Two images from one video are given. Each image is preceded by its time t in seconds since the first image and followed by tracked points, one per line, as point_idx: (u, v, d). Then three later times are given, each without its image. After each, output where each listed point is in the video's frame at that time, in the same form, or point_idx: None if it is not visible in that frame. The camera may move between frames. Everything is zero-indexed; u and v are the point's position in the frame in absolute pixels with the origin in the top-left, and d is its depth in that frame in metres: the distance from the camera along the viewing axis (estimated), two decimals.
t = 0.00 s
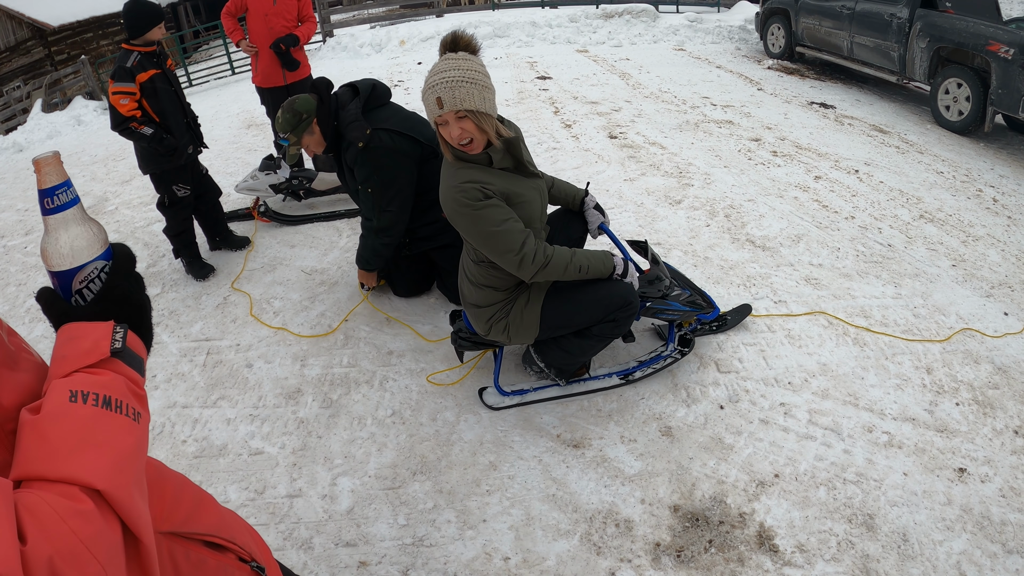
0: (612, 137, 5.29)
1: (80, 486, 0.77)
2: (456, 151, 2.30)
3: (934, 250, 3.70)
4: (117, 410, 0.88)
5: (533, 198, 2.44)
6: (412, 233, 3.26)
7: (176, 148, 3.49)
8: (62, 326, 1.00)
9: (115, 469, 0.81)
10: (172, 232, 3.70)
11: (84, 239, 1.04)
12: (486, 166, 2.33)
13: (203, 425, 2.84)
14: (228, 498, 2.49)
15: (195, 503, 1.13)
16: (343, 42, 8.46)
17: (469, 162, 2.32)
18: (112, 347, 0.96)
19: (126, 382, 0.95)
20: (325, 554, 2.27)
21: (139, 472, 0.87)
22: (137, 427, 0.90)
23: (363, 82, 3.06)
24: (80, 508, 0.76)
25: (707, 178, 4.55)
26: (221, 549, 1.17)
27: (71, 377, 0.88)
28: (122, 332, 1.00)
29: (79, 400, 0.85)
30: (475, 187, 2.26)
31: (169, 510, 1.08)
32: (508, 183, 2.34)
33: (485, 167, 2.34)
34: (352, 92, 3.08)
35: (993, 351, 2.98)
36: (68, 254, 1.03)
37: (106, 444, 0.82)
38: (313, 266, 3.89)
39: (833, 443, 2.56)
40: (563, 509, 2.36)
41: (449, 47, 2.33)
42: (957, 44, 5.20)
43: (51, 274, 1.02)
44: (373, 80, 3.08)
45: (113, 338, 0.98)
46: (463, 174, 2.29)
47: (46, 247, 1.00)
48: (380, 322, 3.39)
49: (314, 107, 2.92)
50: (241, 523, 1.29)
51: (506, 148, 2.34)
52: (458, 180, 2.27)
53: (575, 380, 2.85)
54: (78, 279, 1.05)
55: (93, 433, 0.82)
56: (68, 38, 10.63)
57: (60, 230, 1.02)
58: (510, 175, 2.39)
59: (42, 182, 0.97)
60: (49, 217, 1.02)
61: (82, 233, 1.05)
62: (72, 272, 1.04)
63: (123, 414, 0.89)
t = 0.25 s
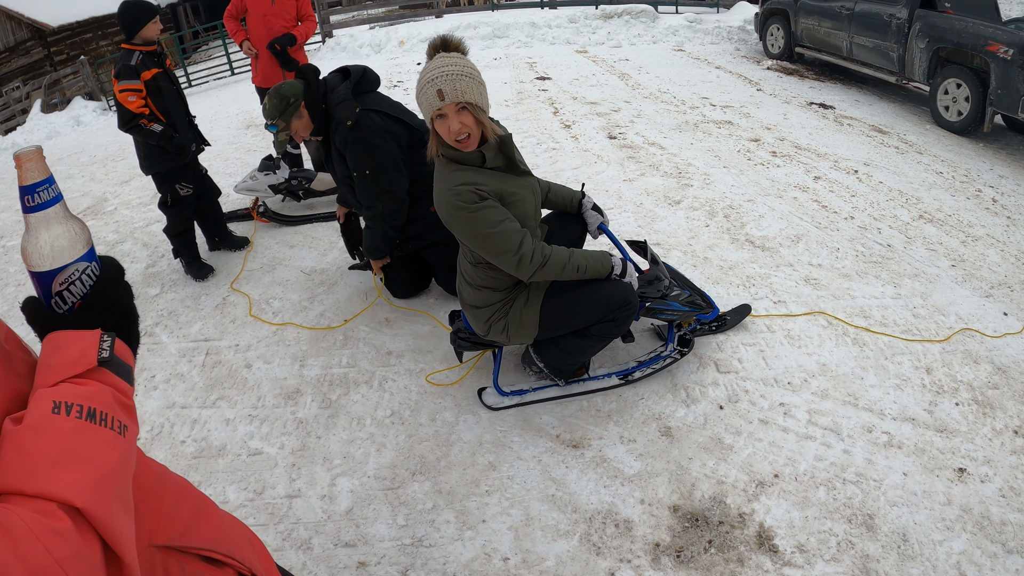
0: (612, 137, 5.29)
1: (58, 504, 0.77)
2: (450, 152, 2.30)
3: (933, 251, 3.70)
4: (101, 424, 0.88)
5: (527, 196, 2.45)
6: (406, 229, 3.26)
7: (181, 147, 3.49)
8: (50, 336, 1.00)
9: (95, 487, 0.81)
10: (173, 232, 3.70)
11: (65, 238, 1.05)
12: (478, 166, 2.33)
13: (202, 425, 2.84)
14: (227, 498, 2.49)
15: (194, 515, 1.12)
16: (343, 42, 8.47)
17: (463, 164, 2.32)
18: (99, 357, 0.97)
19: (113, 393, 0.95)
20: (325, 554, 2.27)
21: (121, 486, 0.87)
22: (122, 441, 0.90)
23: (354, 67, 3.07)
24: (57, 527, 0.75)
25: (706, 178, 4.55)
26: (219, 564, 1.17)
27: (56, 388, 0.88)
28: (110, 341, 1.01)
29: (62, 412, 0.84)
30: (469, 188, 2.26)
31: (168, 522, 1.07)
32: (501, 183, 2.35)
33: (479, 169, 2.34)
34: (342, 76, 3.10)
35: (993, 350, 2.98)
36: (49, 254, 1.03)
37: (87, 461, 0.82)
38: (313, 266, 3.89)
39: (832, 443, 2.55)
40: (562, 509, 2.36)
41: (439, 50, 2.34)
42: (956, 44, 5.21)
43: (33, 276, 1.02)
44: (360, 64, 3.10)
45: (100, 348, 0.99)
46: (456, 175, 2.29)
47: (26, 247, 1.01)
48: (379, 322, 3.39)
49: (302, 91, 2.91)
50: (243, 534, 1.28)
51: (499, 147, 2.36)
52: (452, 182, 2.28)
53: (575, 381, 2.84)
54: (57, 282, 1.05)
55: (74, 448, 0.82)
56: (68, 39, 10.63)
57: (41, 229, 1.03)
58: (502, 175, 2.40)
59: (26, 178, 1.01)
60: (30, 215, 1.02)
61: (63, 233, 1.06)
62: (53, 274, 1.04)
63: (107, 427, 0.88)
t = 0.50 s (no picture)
0: (611, 137, 5.29)
1: (64, 491, 0.77)
2: (449, 150, 2.30)
3: (933, 251, 3.70)
4: (103, 415, 0.88)
5: (525, 194, 2.46)
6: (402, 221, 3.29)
7: (179, 146, 3.49)
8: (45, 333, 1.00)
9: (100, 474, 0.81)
10: (172, 231, 3.69)
11: (54, 238, 1.06)
12: (478, 163, 2.34)
13: (202, 425, 2.83)
14: (227, 498, 2.48)
15: (195, 517, 1.12)
16: (342, 43, 8.46)
17: (462, 162, 2.32)
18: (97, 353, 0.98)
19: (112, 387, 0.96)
20: (325, 554, 2.27)
21: (124, 476, 0.87)
22: (123, 432, 0.90)
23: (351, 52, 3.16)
24: (63, 513, 0.76)
25: (706, 178, 4.55)
26: (223, 564, 1.16)
27: (55, 382, 0.88)
28: (107, 338, 1.02)
29: (64, 404, 0.85)
30: (469, 186, 2.26)
31: (168, 523, 1.07)
32: (501, 180, 2.37)
33: (479, 167, 2.35)
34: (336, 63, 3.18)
35: (993, 350, 2.99)
36: (38, 253, 1.04)
37: (91, 449, 0.83)
38: (312, 266, 3.88)
39: (833, 443, 2.55)
40: (563, 509, 2.36)
41: (440, 50, 2.36)
42: (956, 44, 5.21)
43: (19, 276, 1.02)
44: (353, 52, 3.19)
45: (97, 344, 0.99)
46: (457, 173, 2.29)
47: (14, 246, 1.00)
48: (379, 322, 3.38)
49: (301, 73, 2.88)
50: (246, 536, 1.27)
51: (498, 145, 2.38)
52: (452, 180, 2.28)
53: (575, 380, 2.85)
54: (48, 280, 1.06)
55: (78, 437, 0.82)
56: (67, 39, 10.62)
57: (30, 229, 1.04)
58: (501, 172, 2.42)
59: (14, 176, 0.99)
60: (19, 213, 1.02)
61: (52, 232, 1.06)
62: (43, 273, 1.05)
63: (108, 418, 0.89)
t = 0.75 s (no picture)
0: (611, 138, 5.30)
1: (73, 474, 0.79)
2: (455, 146, 2.31)
3: (933, 251, 3.71)
4: (107, 401, 0.90)
5: (528, 192, 2.46)
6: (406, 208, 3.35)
7: (176, 147, 3.50)
8: (46, 327, 1.01)
9: (107, 458, 0.83)
10: (171, 231, 3.70)
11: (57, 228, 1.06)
12: (482, 160, 2.35)
13: (202, 425, 2.83)
14: (227, 497, 2.49)
15: (197, 506, 1.12)
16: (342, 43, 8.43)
17: (467, 159, 2.33)
18: (100, 338, 0.98)
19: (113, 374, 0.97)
20: (325, 553, 2.27)
21: (130, 461, 0.88)
22: (126, 418, 0.92)
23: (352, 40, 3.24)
24: (73, 495, 0.77)
25: (706, 178, 4.56)
26: (225, 553, 1.16)
27: (58, 370, 0.89)
28: (108, 325, 1.02)
29: (69, 391, 0.86)
30: (474, 183, 2.27)
31: (172, 513, 1.07)
32: (504, 178, 2.37)
33: (482, 164, 2.35)
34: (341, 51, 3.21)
35: (992, 350, 2.99)
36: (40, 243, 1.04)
37: (97, 434, 0.84)
38: (312, 266, 3.88)
39: (833, 443, 2.56)
40: (563, 508, 2.36)
41: (449, 47, 2.37)
42: (956, 45, 5.21)
43: (24, 265, 1.02)
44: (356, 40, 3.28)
45: (99, 330, 1.00)
46: (461, 169, 2.30)
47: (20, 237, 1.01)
48: (379, 322, 3.38)
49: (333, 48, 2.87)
50: (247, 527, 1.27)
51: (503, 143, 2.39)
52: (457, 176, 2.28)
53: (575, 380, 2.85)
54: (49, 268, 1.05)
55: (85, 423, 0.84)
56: (67, 38, 10.63)
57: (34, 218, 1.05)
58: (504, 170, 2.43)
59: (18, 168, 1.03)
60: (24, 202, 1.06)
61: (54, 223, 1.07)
62: (45, 260, 1.05)
63: (111, 404, 0.90)
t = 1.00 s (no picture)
0: (611, 138, 5.30)
1: (79, 474, 0.80)
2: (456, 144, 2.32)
3: (932, 251, 3.71)
4: (107, 404, 0.91)
5: (529, 192, 2.46)
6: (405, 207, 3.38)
7: (171, 148, 3.50)
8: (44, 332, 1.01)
9: (111, 457, 0.84)
10: (170, 231, 3.71)
11: (47, 240, 1.08)
12: (484, 159, 2.35)
13: (202, 425, 2.84)
14: (227, 497, 2.49)
15: (196, 507, 1.13)
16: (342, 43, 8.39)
17: (468, 157, 2.34)
18: (96, 343, 0.99)
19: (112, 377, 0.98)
20: (325, 553, 2.27)
21: (134, 461, 0.89)
22: (127, 420, 0.93)
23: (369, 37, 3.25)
24: (81, 495, 0.78)
25: (706, 178, 4.56)
26: (225, 553, 1.15)
27: (57, 375, 0.90)
28: (105, 330, 1.03)
29: (70, 394, 0.87)
30: (475, 181, 2.27)
31: (172, 514, 1.08)
32: (505, 177, 2.37)
33: (484, 163, 2.36)
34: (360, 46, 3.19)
35: (992, 350, 2.99)
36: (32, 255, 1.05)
37: (100, 434, 0.85)
38: (312, 266, 3.88)
39: (832, 443, 2.56)
40: (562, 508, 2.36)
41: (454, 47, 2.38)
42: (955, 45, 5.22)
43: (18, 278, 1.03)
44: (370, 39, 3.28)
45: (96, 335, 1.01)
46: (463, 168, 2.30)
47: (12, 252, 1.02)
48: (379, 322, 3.39)
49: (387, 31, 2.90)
50: (247, 525, 1.27)
51: (504, 143, 2.40)
52: (458, 174, 2.29)
53: (574, 380, 2.85)
54: (42, 281, 1.06)
55: (87, 424, 0.85)
56: (67, 39, 10.63)
57: (24, 231, 1.06)
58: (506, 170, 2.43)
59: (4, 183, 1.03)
60: (12, 217, 1.05)
61: (44, 235, 1.09)
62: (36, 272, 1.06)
63: (112, 406, 0.91)
